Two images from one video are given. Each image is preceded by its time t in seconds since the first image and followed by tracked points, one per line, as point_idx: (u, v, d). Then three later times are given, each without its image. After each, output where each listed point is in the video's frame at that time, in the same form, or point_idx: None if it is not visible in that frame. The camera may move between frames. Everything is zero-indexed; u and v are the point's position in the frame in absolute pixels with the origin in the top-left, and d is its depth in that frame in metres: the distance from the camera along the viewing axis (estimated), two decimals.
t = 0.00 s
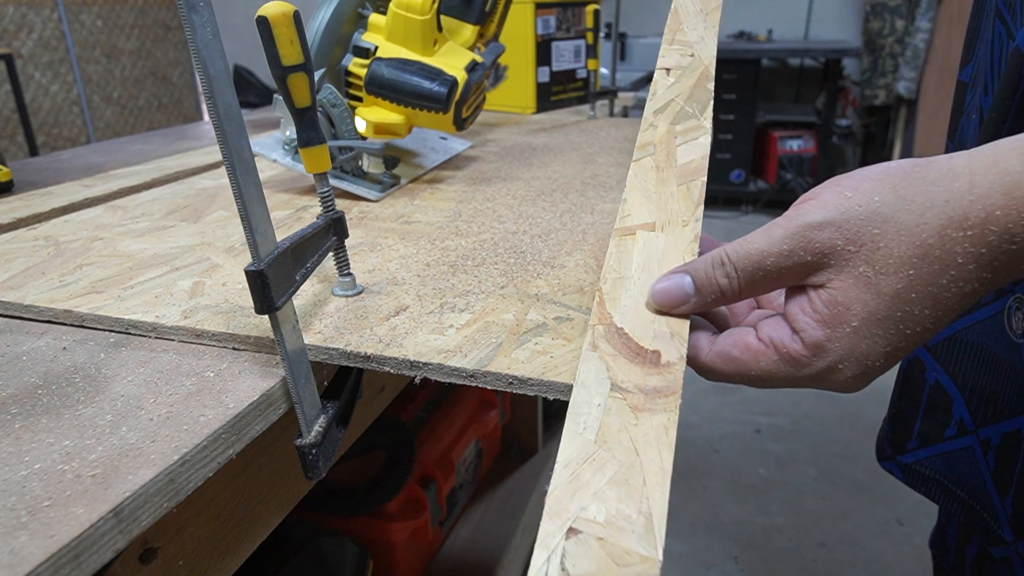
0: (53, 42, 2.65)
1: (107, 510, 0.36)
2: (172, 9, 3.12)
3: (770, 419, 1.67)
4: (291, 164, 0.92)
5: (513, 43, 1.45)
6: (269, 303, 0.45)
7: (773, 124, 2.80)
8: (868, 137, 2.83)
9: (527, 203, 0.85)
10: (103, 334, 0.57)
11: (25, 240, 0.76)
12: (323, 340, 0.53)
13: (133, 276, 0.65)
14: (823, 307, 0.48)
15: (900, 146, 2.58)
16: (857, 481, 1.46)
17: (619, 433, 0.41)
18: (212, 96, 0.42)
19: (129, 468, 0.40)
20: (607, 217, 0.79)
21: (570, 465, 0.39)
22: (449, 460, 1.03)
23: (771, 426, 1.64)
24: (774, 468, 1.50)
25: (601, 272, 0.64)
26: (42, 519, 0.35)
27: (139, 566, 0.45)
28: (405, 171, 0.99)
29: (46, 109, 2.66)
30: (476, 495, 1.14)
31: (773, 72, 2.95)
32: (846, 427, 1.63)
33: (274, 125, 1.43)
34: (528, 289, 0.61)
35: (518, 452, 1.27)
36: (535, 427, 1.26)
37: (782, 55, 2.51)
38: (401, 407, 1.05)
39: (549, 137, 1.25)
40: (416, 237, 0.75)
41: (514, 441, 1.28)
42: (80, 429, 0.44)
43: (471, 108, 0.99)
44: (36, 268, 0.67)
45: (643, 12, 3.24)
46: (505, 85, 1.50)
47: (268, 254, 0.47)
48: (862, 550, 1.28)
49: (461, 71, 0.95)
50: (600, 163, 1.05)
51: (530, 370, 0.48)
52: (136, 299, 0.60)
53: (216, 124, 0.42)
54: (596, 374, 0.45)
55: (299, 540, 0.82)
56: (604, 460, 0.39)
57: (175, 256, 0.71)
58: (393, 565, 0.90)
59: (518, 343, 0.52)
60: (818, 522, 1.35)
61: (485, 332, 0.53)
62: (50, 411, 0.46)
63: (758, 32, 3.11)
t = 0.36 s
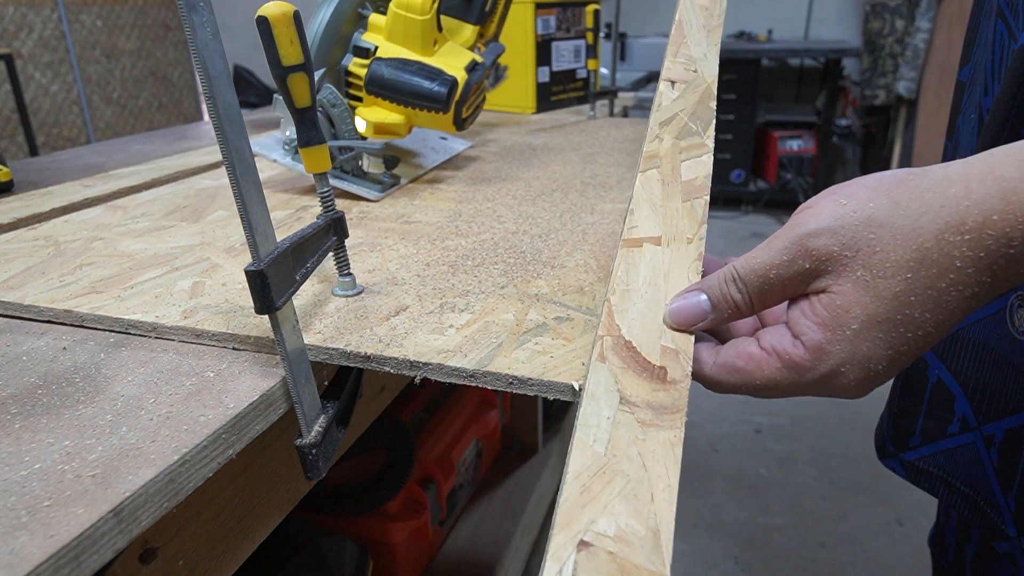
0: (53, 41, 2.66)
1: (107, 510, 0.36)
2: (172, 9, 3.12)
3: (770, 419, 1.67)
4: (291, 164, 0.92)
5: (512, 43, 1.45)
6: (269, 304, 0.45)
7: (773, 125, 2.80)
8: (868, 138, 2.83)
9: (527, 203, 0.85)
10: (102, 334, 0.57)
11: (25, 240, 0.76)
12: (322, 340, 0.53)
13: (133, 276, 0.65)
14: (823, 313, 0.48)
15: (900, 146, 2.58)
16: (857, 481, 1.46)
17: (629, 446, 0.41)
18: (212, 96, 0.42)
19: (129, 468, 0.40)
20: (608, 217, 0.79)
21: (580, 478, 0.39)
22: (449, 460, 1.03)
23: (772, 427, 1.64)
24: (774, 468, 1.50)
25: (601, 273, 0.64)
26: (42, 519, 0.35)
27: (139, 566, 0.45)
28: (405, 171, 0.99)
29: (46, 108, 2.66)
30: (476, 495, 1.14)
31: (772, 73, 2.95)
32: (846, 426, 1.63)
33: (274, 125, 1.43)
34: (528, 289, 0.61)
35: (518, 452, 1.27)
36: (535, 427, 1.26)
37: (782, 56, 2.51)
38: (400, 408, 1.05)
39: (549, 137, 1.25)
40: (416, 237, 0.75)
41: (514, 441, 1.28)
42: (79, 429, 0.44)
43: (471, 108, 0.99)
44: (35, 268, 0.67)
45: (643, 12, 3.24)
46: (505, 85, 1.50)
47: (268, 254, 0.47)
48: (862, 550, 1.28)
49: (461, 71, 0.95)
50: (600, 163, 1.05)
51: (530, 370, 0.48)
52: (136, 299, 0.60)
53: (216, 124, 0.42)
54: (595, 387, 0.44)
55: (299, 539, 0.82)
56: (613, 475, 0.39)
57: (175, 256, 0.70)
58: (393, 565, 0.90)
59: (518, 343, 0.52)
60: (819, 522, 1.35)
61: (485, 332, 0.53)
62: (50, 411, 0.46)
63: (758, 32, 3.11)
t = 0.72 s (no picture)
0: (53, 41, 2.66)
1: (107, 510, 0.36)
2: (172, 9, 3.12)
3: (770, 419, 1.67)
4: (291, 164, 0.92)
5: (512, 43, 1.45)
6: (269, 304, 0.45)
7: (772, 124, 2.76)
8: (868, 138, 2.83)
9: (527, 203, 0.85)
10: (103, 334, 0.57)
11: (25, 240, 0.76)
12: (323, 340, 0.53)
13: (133, 276, 0.65)
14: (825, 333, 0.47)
15: (900, 146, 2.58)
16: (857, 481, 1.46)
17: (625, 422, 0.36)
18: (212, 96, 0.42)
19: (129, 468, 0.40)
20: (608, 217, 0.79)
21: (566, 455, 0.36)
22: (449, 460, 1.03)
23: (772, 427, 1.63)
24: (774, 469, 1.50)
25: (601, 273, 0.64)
26: (42, 519, 0.35)
27: (140, 567, 0.45)
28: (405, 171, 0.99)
29: (46, 108, 2.66)
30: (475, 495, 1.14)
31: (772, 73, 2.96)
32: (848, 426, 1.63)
33: (274, 125, 1.43)
34: (528, 289, 0.61)
35: (518, 452, 1.27)
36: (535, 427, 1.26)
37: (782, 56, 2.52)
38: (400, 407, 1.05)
39: (549, 137, 1.25)
40: (416, 237, 0.75)
41: (514, 441, 1.28)
42: (80, 429, 0.44)
43: (471, 108, 0.99)
44: (35, 268, 0.67)
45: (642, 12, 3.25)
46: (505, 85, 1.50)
47: (268, 255, 0.47)
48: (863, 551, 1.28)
49: (461, 71, 0.95)
50: (600, 163, 1.05)
51: (530, 371, 0.48)
52: (136, 299, 0.60)
53: (216, 124, 0.42)
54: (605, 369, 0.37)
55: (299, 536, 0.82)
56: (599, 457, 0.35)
57: (175, 256, 0.71)
58: (393, 564, 0.90)
59: (518, 342, 0.52)
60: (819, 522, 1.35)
61: (485, 332, 0.53)
62: (50, 411, 0.46)
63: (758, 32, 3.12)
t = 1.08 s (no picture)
0: (53, 41, 2.66)
1: (107, 510, 0.36)
2: (172, 9, 3.12)
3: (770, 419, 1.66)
4: (291, 164, 0.92)
5: (513, 43, 1.45)
6: (269, 304, 0.45)
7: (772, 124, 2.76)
8: (867, 138, 2.83)
9: (527, 203, 0.85)
10: (103, 334, 0.57)
11: (25, 240, 0.76)
12: (323, 339, 0.53)
13: (133, 276, 0.65)
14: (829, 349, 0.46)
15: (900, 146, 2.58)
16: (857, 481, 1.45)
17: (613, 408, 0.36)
18: (212, 96, 0.42)
19: (129, 468, 0.40)
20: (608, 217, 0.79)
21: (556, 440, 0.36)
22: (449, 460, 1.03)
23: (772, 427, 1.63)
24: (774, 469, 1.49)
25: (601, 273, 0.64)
26: (42, 519, 0.35)
27: (140, 567, 0.45)
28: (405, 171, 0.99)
29: (46, 108, 2.67)
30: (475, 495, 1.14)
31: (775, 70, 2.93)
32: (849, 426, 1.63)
33: (274, 125, 1.43)
34: (528, 290, 0.61)
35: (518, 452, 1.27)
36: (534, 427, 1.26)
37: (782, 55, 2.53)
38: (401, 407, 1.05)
39: (549, 137, 1.25)
40: (416, 237, 0.75)
41: (514, 441, 1.28)
42: (80, 429, 0.44)
43: (471, 108, 0.99)
44: (36, 268, 0.67)
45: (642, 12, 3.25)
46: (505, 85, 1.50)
47: (268, 255, 0.47)
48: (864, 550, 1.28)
49: (461, 71, 0.95)
50: (600, 163, 1.05)
51: (530, 371, 0.48)
52: (136, 299, 0.60)
53: (216, 124, 0.42)
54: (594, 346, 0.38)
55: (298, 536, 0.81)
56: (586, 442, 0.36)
57: (175, 256, 0.70)
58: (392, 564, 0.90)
59: (518, 343, 0.52)
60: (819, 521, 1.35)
61: (485, 332, 0.53)
62: (50, 411, 0.46)
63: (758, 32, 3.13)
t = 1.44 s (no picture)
0: (53, 42, 2.67)
1: (107, 510, 0.36)
2: (172, 9, 3.13)
3: (770, 419, 1.66)
4: (291, 164, 0.93)
5: (513, 43, 1.45)
6: (269, 304, 0.45)
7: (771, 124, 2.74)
8: (867, 138, 2.83)
9: (527, 203, 0.85)
10: (103, 334, 0.57)
11: (25, 240, 0.76)
12: (323, 339, 0.53)
13: (133, 277, 0.65)
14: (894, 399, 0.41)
15: (899, 146, 2.59)
16: (856, 481, 1.45)
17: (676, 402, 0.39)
18: (212, 96, 0.42)
19: (129, 469, 0.40)
20: (608, 217, 0.79)
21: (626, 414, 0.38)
22: (449, 459, 1.03)
23: (772, 426, 1.63)
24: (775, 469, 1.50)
25: (601, 273, 0.64)
26: (42, 519, 0.35)
27: (140, 567, 0.45)
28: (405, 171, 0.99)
29: (46, 109, 2.67)
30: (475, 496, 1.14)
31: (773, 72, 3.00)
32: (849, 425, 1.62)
33: (274, 125, 1.43)
34: (528, 289, 0.61)
35: (518, 452, 1.27)
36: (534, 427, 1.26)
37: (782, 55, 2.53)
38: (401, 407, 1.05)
39: (549, 137, 1.25)
40: (416, 237, 0.75)
41: (514, 441, 1.28)
42: (80, 429, 0.44)
43: (471, 108, 0.99)
44: (36, 268, 0.67)
45: (642, 12, 3.26)
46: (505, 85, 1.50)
47: (268, 254, 0.47)
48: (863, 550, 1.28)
49: (461, 71, 0.95)
50: (600, 163, 1.05)
51: (530, 370, 0.48)
52: (136, 299, 0.60)
53: (216, 123, 0.42)
54: (640, 350, 0.42)
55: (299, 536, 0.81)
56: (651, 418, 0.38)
57: (175, 256, 0.70)
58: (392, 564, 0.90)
59: (518, 342, 0.52)
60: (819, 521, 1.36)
61: (485, 332, 0.53)
62: (50, 411, 0.46)
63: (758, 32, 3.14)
